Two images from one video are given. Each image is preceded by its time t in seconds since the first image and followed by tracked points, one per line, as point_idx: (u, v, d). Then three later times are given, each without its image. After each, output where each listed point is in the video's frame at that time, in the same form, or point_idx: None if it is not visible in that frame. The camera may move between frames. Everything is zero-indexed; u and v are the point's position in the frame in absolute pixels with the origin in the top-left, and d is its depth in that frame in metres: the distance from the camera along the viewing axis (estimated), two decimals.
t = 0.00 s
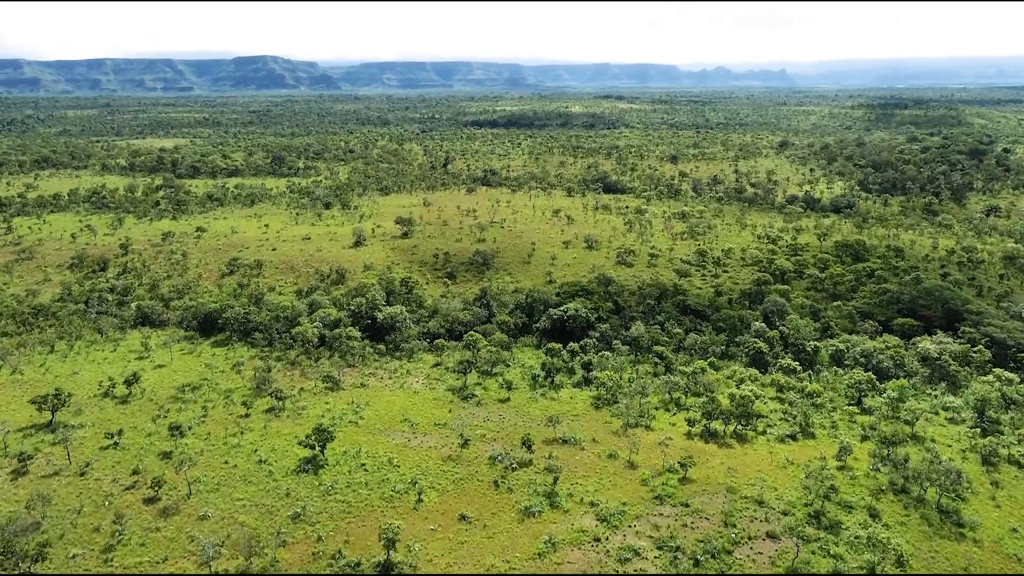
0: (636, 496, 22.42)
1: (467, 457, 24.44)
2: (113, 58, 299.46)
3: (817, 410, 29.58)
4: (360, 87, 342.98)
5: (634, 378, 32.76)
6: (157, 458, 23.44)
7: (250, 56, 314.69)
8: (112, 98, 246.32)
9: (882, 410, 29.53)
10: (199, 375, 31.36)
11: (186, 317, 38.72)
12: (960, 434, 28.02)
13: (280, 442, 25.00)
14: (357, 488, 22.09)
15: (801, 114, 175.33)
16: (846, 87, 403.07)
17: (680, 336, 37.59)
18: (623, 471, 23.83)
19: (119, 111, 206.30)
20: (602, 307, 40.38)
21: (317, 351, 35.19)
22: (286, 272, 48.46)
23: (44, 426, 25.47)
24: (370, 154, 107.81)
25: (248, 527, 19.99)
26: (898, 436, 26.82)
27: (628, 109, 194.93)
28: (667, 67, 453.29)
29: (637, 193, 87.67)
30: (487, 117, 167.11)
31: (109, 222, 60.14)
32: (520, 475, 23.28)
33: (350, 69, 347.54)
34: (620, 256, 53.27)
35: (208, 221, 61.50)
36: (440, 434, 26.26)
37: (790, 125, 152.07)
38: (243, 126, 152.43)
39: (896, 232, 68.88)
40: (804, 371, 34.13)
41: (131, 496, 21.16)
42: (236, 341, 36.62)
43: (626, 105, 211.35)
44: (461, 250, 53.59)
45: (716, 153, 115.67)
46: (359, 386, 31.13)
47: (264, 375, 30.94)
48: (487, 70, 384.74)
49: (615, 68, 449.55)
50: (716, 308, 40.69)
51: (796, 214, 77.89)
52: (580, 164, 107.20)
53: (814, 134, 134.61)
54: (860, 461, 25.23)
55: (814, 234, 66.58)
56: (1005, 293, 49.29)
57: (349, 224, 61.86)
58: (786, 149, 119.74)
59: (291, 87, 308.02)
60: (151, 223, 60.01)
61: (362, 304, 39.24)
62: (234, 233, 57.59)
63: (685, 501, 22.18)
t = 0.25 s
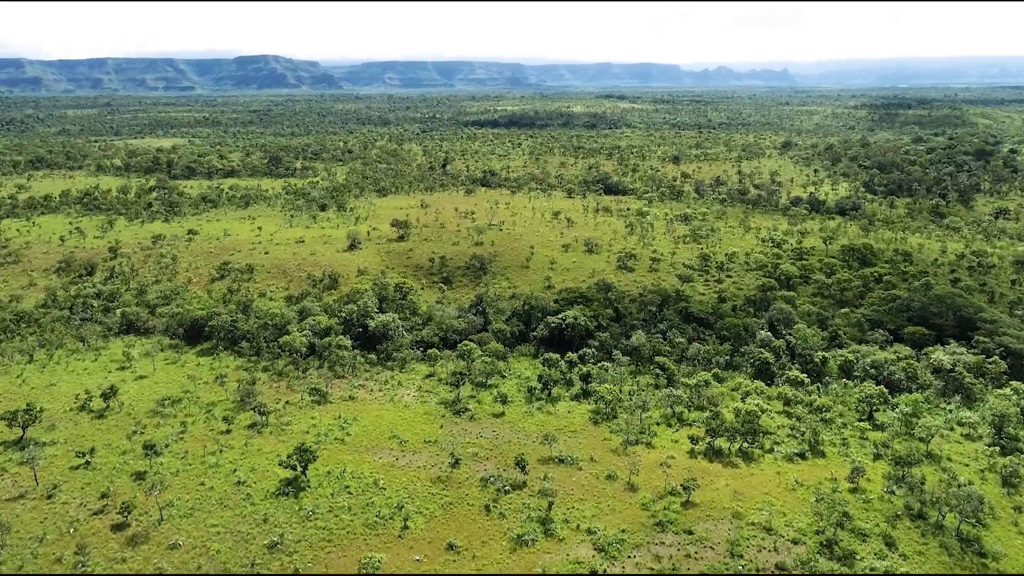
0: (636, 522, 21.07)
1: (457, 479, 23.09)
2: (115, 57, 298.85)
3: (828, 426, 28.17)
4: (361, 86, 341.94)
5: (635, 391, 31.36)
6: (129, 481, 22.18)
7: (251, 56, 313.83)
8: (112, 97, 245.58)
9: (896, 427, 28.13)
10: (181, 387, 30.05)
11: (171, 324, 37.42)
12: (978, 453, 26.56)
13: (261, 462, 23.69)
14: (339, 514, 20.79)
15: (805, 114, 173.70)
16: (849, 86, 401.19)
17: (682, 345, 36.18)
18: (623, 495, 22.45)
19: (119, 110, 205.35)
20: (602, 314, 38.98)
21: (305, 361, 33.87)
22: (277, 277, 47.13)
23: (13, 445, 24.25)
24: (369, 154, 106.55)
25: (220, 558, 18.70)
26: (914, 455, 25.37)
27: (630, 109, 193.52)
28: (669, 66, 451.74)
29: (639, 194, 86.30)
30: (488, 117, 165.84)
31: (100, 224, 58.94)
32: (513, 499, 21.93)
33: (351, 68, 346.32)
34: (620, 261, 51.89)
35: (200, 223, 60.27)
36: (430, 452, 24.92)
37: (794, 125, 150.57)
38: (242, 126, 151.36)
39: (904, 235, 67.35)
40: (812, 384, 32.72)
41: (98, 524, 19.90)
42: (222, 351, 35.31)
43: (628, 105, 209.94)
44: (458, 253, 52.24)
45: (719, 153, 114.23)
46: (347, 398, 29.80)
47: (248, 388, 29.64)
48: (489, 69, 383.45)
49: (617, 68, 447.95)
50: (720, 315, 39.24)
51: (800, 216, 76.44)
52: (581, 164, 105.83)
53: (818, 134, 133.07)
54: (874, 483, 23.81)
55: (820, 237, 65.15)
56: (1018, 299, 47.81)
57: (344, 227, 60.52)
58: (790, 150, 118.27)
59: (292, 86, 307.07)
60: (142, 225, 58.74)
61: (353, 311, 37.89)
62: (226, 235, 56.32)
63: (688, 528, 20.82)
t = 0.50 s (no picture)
0: (636, 551, 19.73)
1: (446, 502, 21.78)
2: (116, 57, 298.15)
3: (839, 443, 26.76)
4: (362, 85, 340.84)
5: (636, 405, 30.00)
6: (98, 505, 20.92)
7: (252, 55, 312.93)
8: (113, 97, 244.79)
9: (910, 445, 26.72)
10: (161, 401, 28.78)
11: (156, 332, 36.14)
12: (998, 472, 25.12)
13: (238, 484, 22.38)
14: (318, 543, 19.50)
15: (809, 113, 172.00)
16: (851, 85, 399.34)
17: (685, 355, 34.79)
18: (622, 521, 21.09)
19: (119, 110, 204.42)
20: (602, 322, 37.60)
21: (292, 372, 32.56)
22: (268, 282, 45.84)
23: None
24: (367, 155, 105.27)
25: None
26: (931, 477, 23.95)
27: (632, 108, 192.06)
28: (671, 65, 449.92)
29: (640, 195, 84.88)
30: (489, 117, 164.55)
31: (90, 226, 57.74)
32: (505, 526, 20.60)
33: (352, 67, 345.36)
34: (621, 265, 50.51)
35: (192, 226, 59.04)
36: (419, 473, 23.62)
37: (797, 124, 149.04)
38: (240, 126, 150.25)
39: (911, 238, 65.89)
40: (821, 397, 31.33)
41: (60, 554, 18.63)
42: (207, 360, 34.00)
43: (630, 104, 208.49)
44: (454, 257, 50.90)
45: (722, 153, 112.79)
46: (334, 412, 28.47)
47: (231, 401, 28.34)
48: (490, 68, 382.07)
49: (619, 67, 446.26)
50: (724, 322, 37.83)
51: (805, 219, 74.99)
52: (582, 165, 104.40)
53: (822, 134, 131.51)
54: (890, 507, 22.40)
55: (825, 240, 63.73)
56: None
57: (339, 229, 59.24)
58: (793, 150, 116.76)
59: (293, 86, 306.13)
60: (133, 228, 57.53)
61: (343, 318, 36.56)
62: (219, 238, 55.08)
63: (691, 559, 19.45)
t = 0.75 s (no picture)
0: None
1: (433, 530, 20.44)
2: (115, 56, 297.22)
3: (850, 463, 25.38)
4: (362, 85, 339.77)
5: (635, 420, 28.65)
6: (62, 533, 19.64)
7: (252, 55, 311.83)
8: (112, 96, 243.78)
9: (925, 465, 25.34)
10: (138, 416, 27.49)
11: (137, 341, 34.84)
12: (1019, 495, 23.74)
13: (213, 509, 21.06)
14: None
15: (811, 113, 170.54)
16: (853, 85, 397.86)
17: (688, 367, 33.41)
18: (620, 551, 19.75)
19: (117, 109, 203.38)
20: (601, 330, 36.22)
21: (277, 384, 31.23)
22: (258, 287, 44.52)
23: None
24: (365, 155, 103.98)
25: None
26: (949, 501, 22.57)
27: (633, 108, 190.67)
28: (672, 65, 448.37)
29: (641, 196, 83.54)
30: (489, 116, 163.29)
31: (79, 229, 56.52)
32: (495, 556, 19.27)
33: (353, 67, 344.23)
34: (621, 270, 49.12)
35: (183, 228, 57.80)
36: (406, 495, 22.30)
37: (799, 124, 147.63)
38: (238, 126, 149.00)
39: (918, 242, 64.50)
40: (829, 411, 29.98)
41: None
42: (189, 371, 32.69)
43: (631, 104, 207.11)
44: (450, 262, 49.55)
45: (724, 154, 111.45)
46: (319, 428, 27.14)
47: (211, 416, 27.04)
48: (491, 68, 380.76)
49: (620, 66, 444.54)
50: (728, 331, 36.44)
51: (809, 221, 73.60)
52: (582, 165, 103.00)
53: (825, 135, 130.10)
54: (906, 534, 21.04)
55: (830, 243, 62.36)
56: None
57: (333, 232, 57.95)
58: (796, 150, 115.34)
59: (293, 85, 305.01)
60: (123, 231, 56.28)
61: (332, 327, 35.22)
62: (209, 241, 53.82)
63: None
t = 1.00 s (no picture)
0: None
1: (418, 561, 19.10)
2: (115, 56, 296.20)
3: (862, 484, 24.02)
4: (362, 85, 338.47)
5: (635, 437, 27.30)
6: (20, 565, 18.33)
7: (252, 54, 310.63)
8: (111, 96, 242.62)
9: (942, 487, 23.95)
10: (113, 432, 26.17)
11: (118, 351, 33.50)
12: None
13: (183, 538, 19.73)
14: None
15: (814, 113, 168.93)
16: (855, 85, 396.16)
17: (690, 379, 32.01)
18: None
19: (115, 109, 202.29)
20: (601, 339, 34.84)
21: (262, 397, 29.90)
22: (247, 293, 43.19)
23: None
24: (362, 155, 102.62)
25: None
26: (969, 528, 21.22)
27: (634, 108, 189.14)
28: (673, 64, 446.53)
29: (642, 198, 82.13)
30: (488, 116, 161.91)
31: (67, 232, 55.24)
32: None
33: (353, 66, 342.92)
34: (622, 275, 47.74)
35: (174, 231, 56.50)
36: (391, 521, 20.97)
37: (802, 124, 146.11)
38: (236, 126, 147.69)
39: (925, 245, 63.10)
40: (839, 427, 28.62)
41: None
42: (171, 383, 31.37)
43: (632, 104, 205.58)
44: (445, 266, 48.17)
45: (726, 154, 110.06)
46: (303, 445, 25.81)
47: (189, 433, 25.72)
48: (491, 67, 379.22)
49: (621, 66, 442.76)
50: (732, 340, 35.06)
51: (813, 223, 72.20)
52: (582, 166, 101.58)
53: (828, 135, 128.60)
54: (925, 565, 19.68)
55: (835, 247, 60.92)
56: None
57: (327, 235, 56.62)
58: (799, 151, 113.84)
59: (293, 85, 303.76)
60: (112, 234, 55.00)
61: (320, 336, 33.86)
62: (199, 244, 52.51)
63: None
